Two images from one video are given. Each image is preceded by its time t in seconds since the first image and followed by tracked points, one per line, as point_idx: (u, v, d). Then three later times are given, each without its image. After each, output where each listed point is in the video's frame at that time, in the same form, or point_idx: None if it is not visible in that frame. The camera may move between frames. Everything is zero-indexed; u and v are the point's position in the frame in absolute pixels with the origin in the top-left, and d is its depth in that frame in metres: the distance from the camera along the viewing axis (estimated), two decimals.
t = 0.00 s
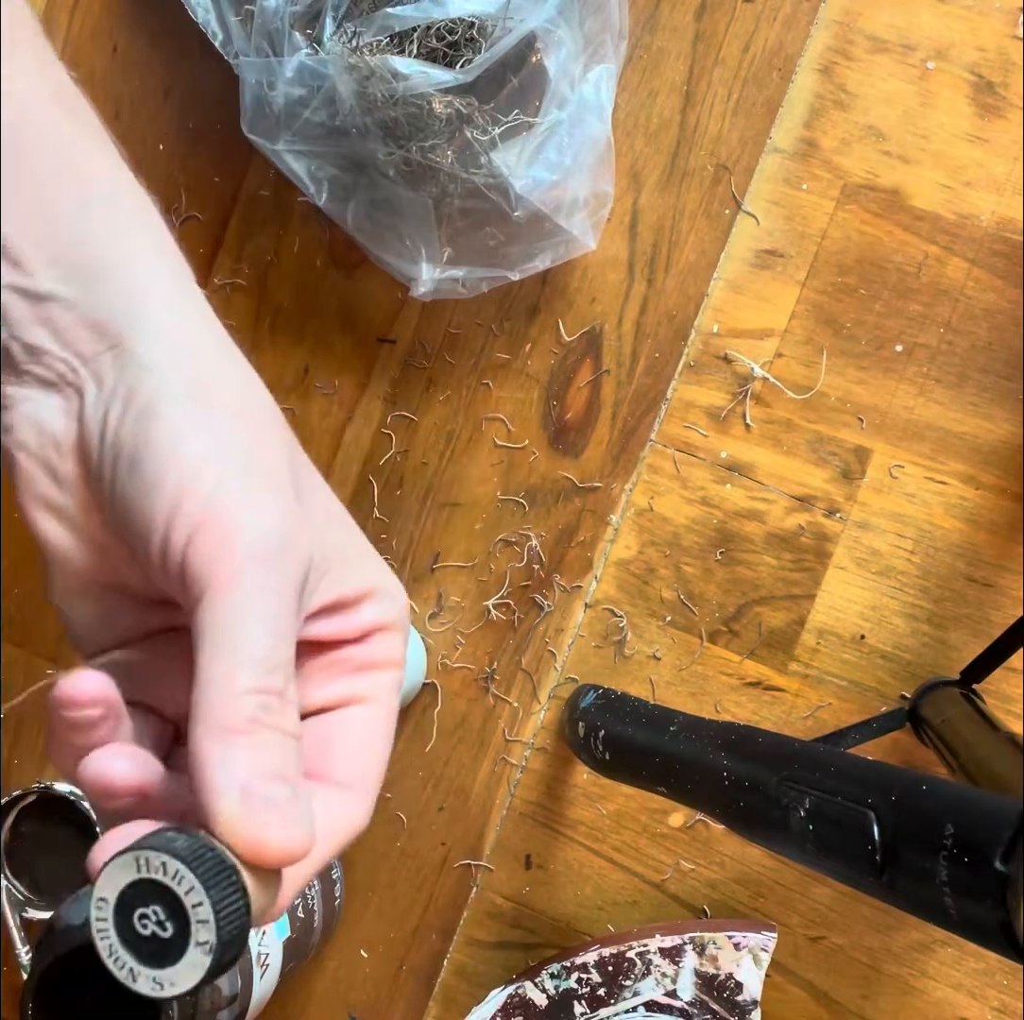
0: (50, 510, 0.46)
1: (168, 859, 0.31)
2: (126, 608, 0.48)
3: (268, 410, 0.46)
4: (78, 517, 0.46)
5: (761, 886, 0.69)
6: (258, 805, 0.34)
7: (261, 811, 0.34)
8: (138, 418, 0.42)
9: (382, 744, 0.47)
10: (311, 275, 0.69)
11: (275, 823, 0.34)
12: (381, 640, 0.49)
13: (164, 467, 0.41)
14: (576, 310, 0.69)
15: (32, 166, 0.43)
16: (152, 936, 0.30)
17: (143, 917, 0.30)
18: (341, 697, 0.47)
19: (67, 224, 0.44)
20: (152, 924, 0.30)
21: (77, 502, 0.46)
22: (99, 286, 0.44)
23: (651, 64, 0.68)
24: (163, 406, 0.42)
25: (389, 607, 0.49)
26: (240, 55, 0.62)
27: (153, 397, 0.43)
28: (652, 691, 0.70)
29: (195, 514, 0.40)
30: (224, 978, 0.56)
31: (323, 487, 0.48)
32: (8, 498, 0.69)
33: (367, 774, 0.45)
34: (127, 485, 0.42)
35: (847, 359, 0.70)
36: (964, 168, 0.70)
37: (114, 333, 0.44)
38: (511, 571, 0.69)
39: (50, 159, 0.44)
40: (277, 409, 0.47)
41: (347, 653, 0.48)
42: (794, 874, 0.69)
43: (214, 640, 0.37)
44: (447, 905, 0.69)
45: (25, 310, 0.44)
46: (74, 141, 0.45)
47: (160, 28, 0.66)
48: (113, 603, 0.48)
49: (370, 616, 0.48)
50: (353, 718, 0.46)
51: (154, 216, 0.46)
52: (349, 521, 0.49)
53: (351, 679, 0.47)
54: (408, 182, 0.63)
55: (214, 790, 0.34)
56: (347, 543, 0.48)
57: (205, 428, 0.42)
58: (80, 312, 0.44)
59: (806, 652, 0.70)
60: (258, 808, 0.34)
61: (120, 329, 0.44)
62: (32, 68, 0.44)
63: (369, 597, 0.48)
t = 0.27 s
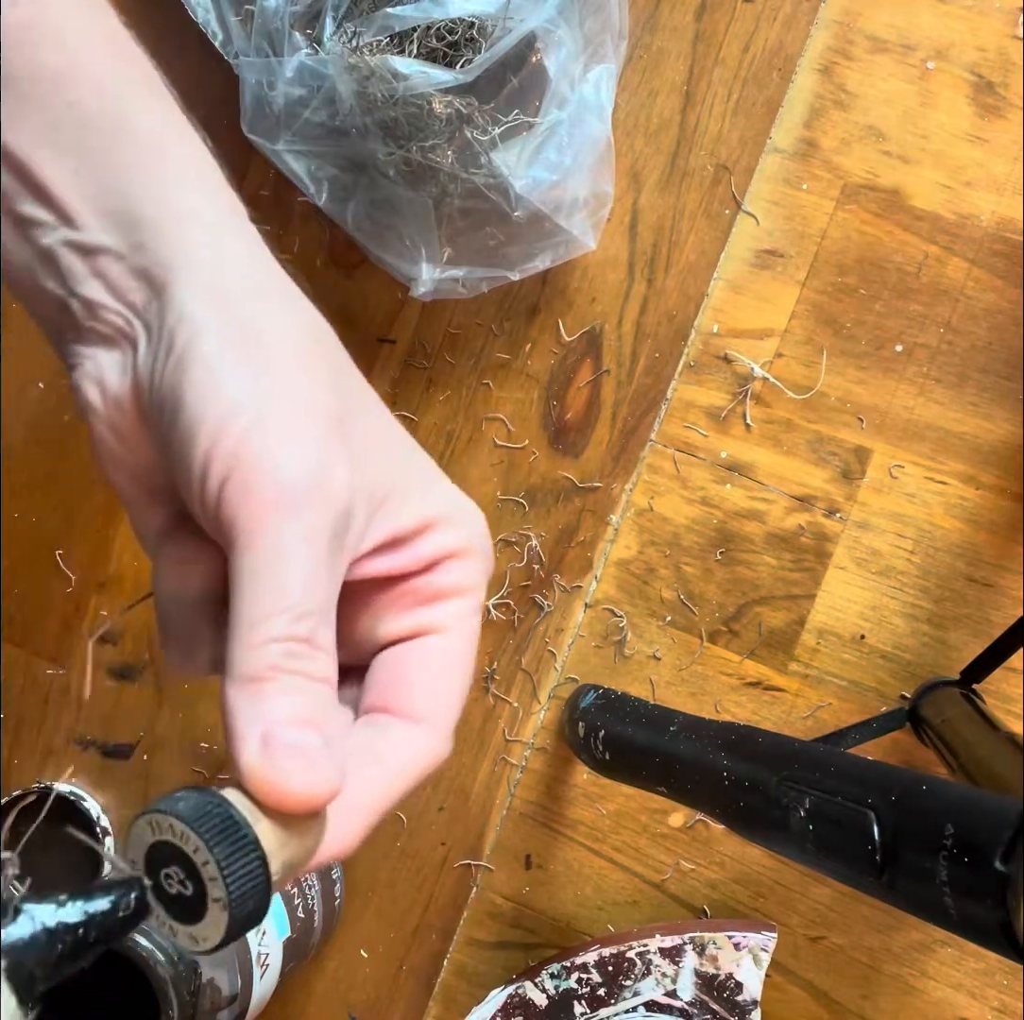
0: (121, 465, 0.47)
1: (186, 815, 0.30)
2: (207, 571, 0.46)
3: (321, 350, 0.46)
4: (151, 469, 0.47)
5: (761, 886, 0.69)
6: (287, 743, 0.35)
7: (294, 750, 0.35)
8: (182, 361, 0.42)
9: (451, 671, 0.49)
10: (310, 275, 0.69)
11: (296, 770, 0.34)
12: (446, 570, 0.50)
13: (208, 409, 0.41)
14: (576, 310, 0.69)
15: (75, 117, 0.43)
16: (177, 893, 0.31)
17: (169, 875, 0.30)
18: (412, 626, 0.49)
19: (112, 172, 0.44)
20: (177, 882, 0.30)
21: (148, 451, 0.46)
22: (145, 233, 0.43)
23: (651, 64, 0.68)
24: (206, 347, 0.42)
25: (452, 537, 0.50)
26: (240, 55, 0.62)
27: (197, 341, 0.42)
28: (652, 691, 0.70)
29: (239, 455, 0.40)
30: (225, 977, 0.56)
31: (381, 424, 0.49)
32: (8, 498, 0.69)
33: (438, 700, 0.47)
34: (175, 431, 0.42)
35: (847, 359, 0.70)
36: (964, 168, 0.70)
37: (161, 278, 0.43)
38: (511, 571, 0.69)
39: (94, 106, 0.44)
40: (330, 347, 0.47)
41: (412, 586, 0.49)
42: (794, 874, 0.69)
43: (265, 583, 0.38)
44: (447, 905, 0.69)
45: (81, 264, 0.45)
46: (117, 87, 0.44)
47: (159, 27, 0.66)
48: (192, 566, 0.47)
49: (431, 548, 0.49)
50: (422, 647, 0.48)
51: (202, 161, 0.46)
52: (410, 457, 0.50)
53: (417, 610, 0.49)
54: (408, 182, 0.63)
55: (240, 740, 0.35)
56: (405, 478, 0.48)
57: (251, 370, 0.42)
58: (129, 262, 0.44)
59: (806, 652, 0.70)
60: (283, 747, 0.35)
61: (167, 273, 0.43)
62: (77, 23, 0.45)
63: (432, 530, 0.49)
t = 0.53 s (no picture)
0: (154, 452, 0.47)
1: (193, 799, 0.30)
2: (236, 555, 0.46)
3: (350, 331, 0.46)
4: (181, 455, 0.46)
5: (761, 886, 0.69)
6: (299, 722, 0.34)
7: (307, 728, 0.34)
8: (208, 344, 0.42)
9: (481, 654, 0.48)
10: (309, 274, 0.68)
11: (312, 751, 0.33)
12: (479, 551, 0.49)
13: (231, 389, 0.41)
14: (577, 310, 0.69)
15: (101, 105, 0.44)
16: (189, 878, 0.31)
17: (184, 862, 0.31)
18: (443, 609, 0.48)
19: (139, 157, 0.44)
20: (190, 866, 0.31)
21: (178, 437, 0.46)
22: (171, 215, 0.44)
23: (651, 64, 0.68)
24: (230, 327, 0.42)
25: (484, 518, 0.49)
26: (239, 55, 0.62)
27: (224, 322, 0.42)
28: (652, 691, 0.70)
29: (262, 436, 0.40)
30: (225, 977, 0.56)
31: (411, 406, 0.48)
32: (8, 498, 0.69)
33: (467, 682, 0.47)
34: (200, 413, 0.42)
35: (847, 359, 0.70)
36: (964, 168, 0.70)
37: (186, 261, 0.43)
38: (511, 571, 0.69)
39: (121, 92, 0.44)
40: (358, 327, 0.47)
41: (443, 567, 0.49)
42: (794, 874, 0.69)
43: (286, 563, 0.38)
44: (447, 905, 0.69)
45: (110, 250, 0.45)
46: (144, 73, 0.45)
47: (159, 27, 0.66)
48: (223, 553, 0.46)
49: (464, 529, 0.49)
50: (451, 630, 0.48)
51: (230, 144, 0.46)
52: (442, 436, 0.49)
53: (448, 592, 0.49)
54: (408, 182, 0.63)
55: (253, 722, 0.35)
56: (436, 458, 0.48)
57: (274, 350, 0.42)
58: (157, 245, 0.44)
59: (806, 653, 0.70)
60: (298, 727, 0.34)
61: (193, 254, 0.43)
62: (105, 12, 0.45)
63: (466, 510, 0.49)
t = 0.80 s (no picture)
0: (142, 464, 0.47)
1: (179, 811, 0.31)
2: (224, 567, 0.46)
3: (336, 343, 0.46)
4: (169, 467, 0.47)
5: (761, 886, 0.69)
6: (283, 742, 0.35)
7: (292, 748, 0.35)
8: (194, 359, 0.42)
9: (469, 664, 0.48)
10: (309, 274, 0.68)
11: (299, 768, 0.34)
12: (466, 563, 0.49)
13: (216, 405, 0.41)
14: (577, 310, 0.69)
15: (88, 117, 0.44)
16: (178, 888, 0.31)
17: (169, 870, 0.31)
18: (431, 619, 0.49)
19: (127, 171, 0.44)
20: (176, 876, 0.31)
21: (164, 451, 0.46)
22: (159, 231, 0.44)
23: (651, 64, 0.68)
24: (216, 342, 0.42)
25: (472, 529, 0.49)
26: (239, 55, 0.62)
27: (211, 337, 0.42)
28: (652, 691, 0.70)
29: (247, 450, 0.40)
30: (225, 977, 0.56)
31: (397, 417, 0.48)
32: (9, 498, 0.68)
33: (454, 692, 0.47)
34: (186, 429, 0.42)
35: (847, 359, 0.70)
36: (964, 168, 0.70)
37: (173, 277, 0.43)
38: (511, 571, 0.69)
39: (109, 104, 0.44)
40: (343, 339, 0.47)
41: (431, 578, 0.49)
42: (794, 874, 0.69)
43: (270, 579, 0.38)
44: (447, 905, 0.69)
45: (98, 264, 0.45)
46: (132, 84, 0.45)
47: (159, 27, 0.66)
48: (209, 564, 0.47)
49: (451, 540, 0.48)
50: (439, 641, 0.48)
51: (215, 157, 0.46)
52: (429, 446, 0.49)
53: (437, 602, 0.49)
54: (408, 182, 0.63)
55: (240, 738, 0.35)
56: (423, 469, 0.48)
57: (261, 364, 0.42)
58: (145, 260, 0.44)
59: (806, 653, 0.70)
60: (283, 748, 0.35)
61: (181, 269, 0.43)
62: (94, 21, 0.45)
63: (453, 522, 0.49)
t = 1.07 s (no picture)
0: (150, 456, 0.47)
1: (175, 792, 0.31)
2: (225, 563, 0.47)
3: (344, 343, 0.46)
4: (179, 461, 0.47)
5: (761, 886, 0.69)
6: (281, 730, 0.35)
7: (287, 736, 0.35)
8: (206, 356, 0.42)
9: (464, 662, 0.48)
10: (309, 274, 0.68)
11: (297, 753, 0.34)
12: (464, 563, 0.49)
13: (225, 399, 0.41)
14: (576, 310, 0.69)
15: (99, 115, 0.44)
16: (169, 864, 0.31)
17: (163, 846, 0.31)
18: (427, 617, 0.48)
19: (138, 168, 0.44)
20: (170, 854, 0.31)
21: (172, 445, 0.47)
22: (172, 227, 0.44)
23: (651, 64, 0.68)
24: (226, 338, 0.42)
25: (471, 529, 0.49)
26: (239, 55, 0.62)
27: (221, 333, 0.42)
28: (652, 691, 0.70)
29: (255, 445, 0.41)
30: (225, 977, 0.56)
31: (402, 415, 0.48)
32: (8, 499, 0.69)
33: (447, 688, 0.47)
34: (196, 424, 0.42)
35: (847, 359, 0.70)
36: (964, 168, 0.70)
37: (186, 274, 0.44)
38: (511, 571, 0.69)
39: (116, 101, 0.44)
40: (351, 336, 0.47)
41: (431, 577, 0.48)
42: (794, 874, 0.69)
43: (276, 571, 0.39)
44: (447, 905, 0.69)
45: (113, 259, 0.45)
46: (141, 82, 0.45)
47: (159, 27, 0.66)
48: (211, 557, 0.47)
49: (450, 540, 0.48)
50: (434, 639, 0.48)
51: (225, 154, 0.47)
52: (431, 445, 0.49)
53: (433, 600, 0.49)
54: (408, 182, 0.63)
55: (241, 723, 0.36)
56: (423, 468, 0.47)
57: (271, 363, 0.42)
58: (158, 256, 0.44)
59: (806, 653, 0.70)
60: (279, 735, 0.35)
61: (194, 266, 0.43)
62: (103, 20, 0.45)
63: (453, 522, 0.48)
